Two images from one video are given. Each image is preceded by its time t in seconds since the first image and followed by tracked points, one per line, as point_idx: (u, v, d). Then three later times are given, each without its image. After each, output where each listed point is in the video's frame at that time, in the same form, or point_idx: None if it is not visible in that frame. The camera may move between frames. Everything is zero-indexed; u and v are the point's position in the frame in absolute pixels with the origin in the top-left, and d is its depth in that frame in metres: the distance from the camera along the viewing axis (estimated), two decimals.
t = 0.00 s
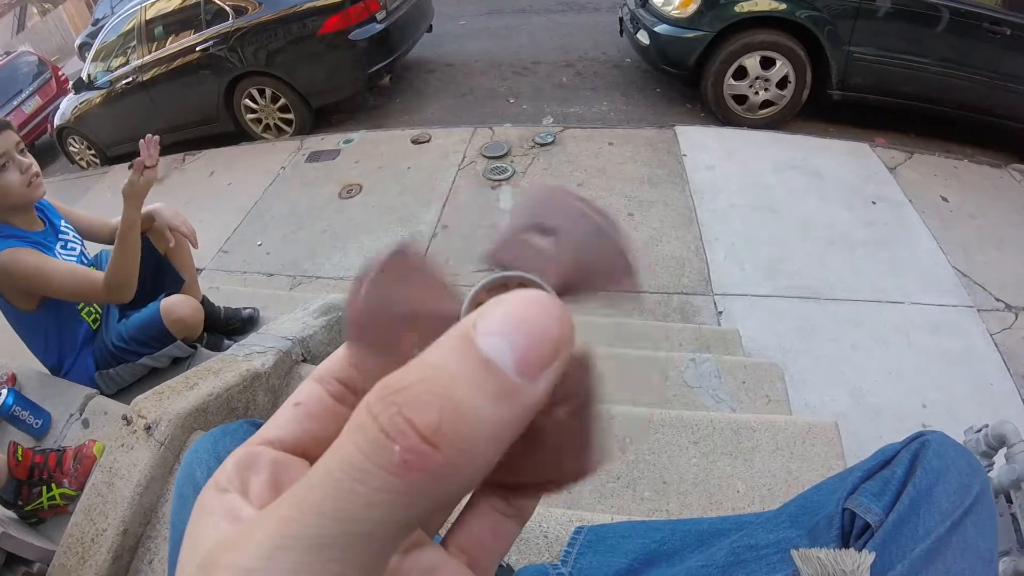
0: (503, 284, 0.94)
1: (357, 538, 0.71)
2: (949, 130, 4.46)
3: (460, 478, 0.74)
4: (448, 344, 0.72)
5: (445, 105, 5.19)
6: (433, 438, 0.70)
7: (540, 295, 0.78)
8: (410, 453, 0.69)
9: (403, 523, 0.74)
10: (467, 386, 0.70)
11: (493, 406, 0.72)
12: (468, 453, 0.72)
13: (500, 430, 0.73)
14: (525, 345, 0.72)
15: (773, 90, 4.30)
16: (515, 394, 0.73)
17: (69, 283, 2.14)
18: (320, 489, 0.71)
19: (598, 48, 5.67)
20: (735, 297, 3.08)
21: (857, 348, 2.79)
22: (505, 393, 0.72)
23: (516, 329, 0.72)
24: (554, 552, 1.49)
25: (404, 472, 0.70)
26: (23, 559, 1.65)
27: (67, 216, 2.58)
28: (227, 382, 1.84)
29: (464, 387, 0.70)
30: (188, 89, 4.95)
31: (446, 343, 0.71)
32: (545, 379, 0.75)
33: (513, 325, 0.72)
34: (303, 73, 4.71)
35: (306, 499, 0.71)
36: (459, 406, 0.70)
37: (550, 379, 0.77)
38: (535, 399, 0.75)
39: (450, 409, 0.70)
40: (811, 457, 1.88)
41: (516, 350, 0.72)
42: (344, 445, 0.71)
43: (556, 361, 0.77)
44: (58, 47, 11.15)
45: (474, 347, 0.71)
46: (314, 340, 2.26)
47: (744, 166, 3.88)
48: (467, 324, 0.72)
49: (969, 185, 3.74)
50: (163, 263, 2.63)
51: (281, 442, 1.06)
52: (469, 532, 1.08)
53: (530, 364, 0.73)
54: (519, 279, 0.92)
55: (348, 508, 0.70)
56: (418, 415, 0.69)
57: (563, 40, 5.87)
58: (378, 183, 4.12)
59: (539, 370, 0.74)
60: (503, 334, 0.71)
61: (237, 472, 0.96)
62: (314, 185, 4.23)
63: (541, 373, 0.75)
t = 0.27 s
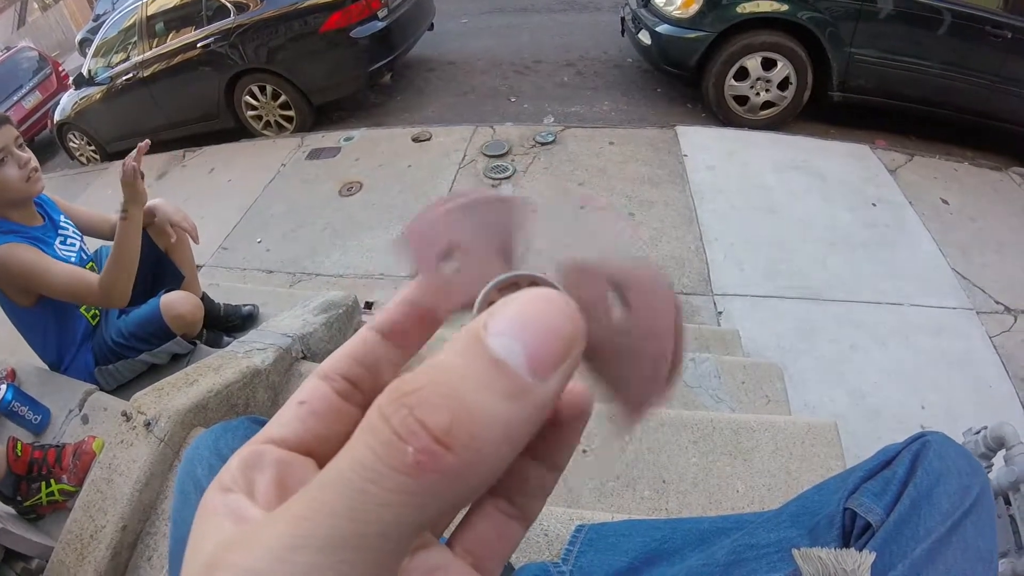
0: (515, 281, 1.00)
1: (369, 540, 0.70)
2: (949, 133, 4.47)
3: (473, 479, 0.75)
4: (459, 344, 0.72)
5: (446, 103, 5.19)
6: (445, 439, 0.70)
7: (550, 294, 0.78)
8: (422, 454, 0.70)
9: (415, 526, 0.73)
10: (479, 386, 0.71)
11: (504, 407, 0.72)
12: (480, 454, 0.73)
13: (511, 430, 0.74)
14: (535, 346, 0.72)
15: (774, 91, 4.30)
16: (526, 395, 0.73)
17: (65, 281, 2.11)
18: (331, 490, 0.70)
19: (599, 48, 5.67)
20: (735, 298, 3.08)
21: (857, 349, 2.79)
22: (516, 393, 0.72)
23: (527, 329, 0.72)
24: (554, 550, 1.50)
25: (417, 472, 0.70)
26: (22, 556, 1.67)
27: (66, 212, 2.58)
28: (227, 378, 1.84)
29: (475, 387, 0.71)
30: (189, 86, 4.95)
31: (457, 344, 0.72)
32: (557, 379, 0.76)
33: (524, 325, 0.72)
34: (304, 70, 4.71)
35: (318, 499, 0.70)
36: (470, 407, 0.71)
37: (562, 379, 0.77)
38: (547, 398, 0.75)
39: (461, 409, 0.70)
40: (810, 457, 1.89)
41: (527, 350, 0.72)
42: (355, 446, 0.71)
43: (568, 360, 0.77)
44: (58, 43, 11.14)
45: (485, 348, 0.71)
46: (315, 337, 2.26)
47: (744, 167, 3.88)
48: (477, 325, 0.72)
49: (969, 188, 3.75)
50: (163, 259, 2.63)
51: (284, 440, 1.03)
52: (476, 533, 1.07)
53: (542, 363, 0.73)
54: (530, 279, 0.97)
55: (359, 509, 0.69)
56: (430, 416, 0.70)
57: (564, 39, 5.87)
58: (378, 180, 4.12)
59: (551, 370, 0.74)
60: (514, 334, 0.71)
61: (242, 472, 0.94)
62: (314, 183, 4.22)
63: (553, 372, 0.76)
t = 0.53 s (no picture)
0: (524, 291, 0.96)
1: (385, 543, 0.71)
2: (949, 130, 4.46)
3: (487, 483, 0.75)
4: (473, 352, 0.72)
5: (445, 100, 5.18)
6: (460, 445, 0.71)
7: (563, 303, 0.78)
8: (436, 459, 0.70)
9: (428, 530, 0.74)
10: (493, 395, 0.71)
11: (518, 415, 0.72)
12: (494, 460, 0.73)
13: (525, 438, 0.74)
14: (549, 355, 0.72)
15: (773, 87, 4.29)
16: (540, 403, 0.73)
17: (62, 278, 2.12)
18: (347, 493, 0.70)
19: (598, 44, 5.66)
20: (734, 294, 3.09)
21: (856, 346, 2.79)
22: (529, 401, 0.72)
23: (540, 340, 0.72)
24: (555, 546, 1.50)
25: (432, 477, 0.71)
26: (24, 553, 1.66)
27: (65, 211, 2.57)
28: (227, 376, 1.84)
29: (489, 395, 0.71)
30: (187, 83, 4.94)
31: (471, 352, 0.72)
32: (569, 388, 0.75)
33: (537, 334, 0.72)
34: (302, 67, 4.70)
35: (333, 502, 0.70)
36: (485, 413, 0.71)
37: (574, 387, 0.77)
38: (560, 407, 0.75)
39: (475, 416, 0.71)
40: (810, 453, 1.89)
41: (540, 360, 0.72)
42: (369, 451, 0.72)
43: (580, 370, 0.76)
44: (57, 42, 11.14)
45: (499, 356, 0.71)
46: (314, 334, 2.26)
47: (744, 163, 3.88)
48: (490, 333, 0.72)
49: (969, 185, 3.75)
50: (162, 256, 2.63)
51: (288, 439, 1.06)
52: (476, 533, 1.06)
53: (555, 372, 0.73)
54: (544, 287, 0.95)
55: (373, 513, 0.70)
56: (446, 422, 0.70)
57: (563, 35, 5.86)
58: (377, 177, 4.11)
59: (564, 379, 0.74)
60: (528, 343, 0.71)
61: (246, 472, 0.94)
62: (313, 180, 4.22)
63: (565, 381, 0.75)
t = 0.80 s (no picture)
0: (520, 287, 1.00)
1: (381, 537, 0.70)
2: (947, 124, 4.46)
3: (481, 478, 0.75)
4: (469, 348, 0.72)
5: (443, 95, 5.17)
6: (454, 439, 0.70)
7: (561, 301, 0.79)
8: (431, 453, 0.70)
9: (424, 526, 0.73)
10: (489, 389, 0.71)
11: (513, 409, 0.72)
12: (488, 454, 0.73)
13: (520, 432, 0.74)
14: (545, 351, 0.73)
15: (772, 81, 4.28)
16: (535, 398, 0.73)
17: (59, 276, 2.11)
18: (343, 487, 0.70)
19: (596, 38, 5.64)
20: (732, 288, 3.09)
21: (854, 340, 2.79)
22: (525, 396, 0.72)
23: (537, 336, 0.72)
24: (554, 541, 1.50)
25: (426, 471, 0.70)
26: (24, 553, 1.66)
27: (62, 209, 2.56)
28: (225, 373, 1.84)
29: (485, 390, 0.71)
30: (183, 80, 4.92)
31: (468, 348, 0.72)
32: (565, 384, 0.76)
33: (534, 331, 0.72)
34: (299, 64, 4.68)
35: (328, 498, 0.70)
36: (480, 407, 0.71)
37: (569, 383, 0.78)
38: (556, 402, 0.76)
39: (470, 411, 0.70)
40: (808, 447, 1.89)
41: (537, 355, 0.72)
42: (363, 445, 0.71)
43: (575, 365, 0.77)
44: (53, 39, 11.10)
45: (495, 352, 0.71)
46: (312, 330, 2.26)
47: (742, 158, 3.87)
48: (486, 328, 0.72)
49: (966, 179, 3.75)
50: (160, 254, 2.62)
51: (286, 437, 1.04)
52: (473, 531, 1.06)
53: (551, 368, 0.73)
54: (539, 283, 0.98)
55: (368, 507, 0.69)
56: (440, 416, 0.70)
57: (560, 30, 5.84)
58: (375, 173, 4.10)
59: (559, 374, 0.74)
60: (525, 339, 0.71)
61: (244, 470, 0.94)
62: (311, 176, 4.21)
63: (561, 377, 0.76)
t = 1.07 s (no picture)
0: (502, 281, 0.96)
1: (359, 522, 0.70)
2: (943, 121, 4.47)
3: (460, 466, 0.74)
4: (447, 338, 0.74)
5: (438, 91, 5.15)
6: (431, 424, 0.71)
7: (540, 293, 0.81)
8: (408, 438, 0.70)
9: (403, 509, 0.73)
10: (466, 376, 0.72)
11: (491, 395, 0.73)
12: (467, 441, 0.73)
13: (499, 419, 0.74)
14: (524, 340, 0.74)
15: (768, 78, 4.28)
16: (515, 385, 0.74)
17: (53, 271, 2.09)
18: (323, 474, 0.70)
19: (592, 34, 5.63)
20: (728, 284, 3.09)
21: (849, 336, 2.80)
22: (503, 383, 0.73)
23: (515, 325, 0.74)
24: (550, 536, 1.51)
25: (403, 456, 0.70)
26: (21, 551, 1.66)
27: (57, 205, 2.55)
28: (221, 370, 1.83)
29: (463, 376, 0.72)
30: (178, 76, 4.89)
31: (446, 338, 0.74)
32: (545, 374, 0.77)
33: (512, 320, 0.74)
34: (294, 60, 4.66)
35: (310, 484, 0.70)
36: (457, 392, 0.71)
37: (550, 374, 0.79)
38: (535, 391, 0.76)
39: (447, 397, 0.71)
40: (804, 443, 1.90)
41: (514, 343, 0.74)
42: (344, 433, 0.72)
43: (554, 355, 0.78)
44: (47, 35, 11.02)
45: (473, 341, 0.73)
46: (307, 326, 2.25)
47: (739, 155, 3.87)
48: (466, 320, 0.74)
49: (961, 176, 3.76)
50: (155, 250, 2.61)
51: (283, 436, 1.02)
52: (465, 528, 1.07)
53: (530, 356, 0.75)
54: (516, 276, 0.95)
55: (352, 492, 0.69)
56: (417, 402, 0.71)
57: (556, 26, 5.83)
58: (371, 169, 4.09)
59: (539, 363, 0.76)
60: (502, 328, 0.73)
61: (242, 468, 0.93)
62: (306, 172, 4.19)
63: (541, 366, 0.77)
